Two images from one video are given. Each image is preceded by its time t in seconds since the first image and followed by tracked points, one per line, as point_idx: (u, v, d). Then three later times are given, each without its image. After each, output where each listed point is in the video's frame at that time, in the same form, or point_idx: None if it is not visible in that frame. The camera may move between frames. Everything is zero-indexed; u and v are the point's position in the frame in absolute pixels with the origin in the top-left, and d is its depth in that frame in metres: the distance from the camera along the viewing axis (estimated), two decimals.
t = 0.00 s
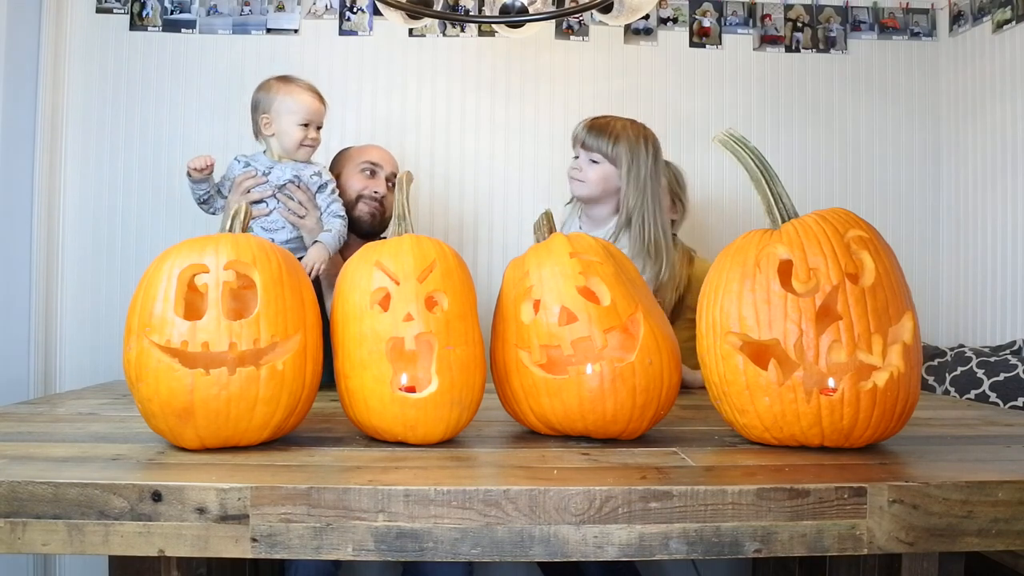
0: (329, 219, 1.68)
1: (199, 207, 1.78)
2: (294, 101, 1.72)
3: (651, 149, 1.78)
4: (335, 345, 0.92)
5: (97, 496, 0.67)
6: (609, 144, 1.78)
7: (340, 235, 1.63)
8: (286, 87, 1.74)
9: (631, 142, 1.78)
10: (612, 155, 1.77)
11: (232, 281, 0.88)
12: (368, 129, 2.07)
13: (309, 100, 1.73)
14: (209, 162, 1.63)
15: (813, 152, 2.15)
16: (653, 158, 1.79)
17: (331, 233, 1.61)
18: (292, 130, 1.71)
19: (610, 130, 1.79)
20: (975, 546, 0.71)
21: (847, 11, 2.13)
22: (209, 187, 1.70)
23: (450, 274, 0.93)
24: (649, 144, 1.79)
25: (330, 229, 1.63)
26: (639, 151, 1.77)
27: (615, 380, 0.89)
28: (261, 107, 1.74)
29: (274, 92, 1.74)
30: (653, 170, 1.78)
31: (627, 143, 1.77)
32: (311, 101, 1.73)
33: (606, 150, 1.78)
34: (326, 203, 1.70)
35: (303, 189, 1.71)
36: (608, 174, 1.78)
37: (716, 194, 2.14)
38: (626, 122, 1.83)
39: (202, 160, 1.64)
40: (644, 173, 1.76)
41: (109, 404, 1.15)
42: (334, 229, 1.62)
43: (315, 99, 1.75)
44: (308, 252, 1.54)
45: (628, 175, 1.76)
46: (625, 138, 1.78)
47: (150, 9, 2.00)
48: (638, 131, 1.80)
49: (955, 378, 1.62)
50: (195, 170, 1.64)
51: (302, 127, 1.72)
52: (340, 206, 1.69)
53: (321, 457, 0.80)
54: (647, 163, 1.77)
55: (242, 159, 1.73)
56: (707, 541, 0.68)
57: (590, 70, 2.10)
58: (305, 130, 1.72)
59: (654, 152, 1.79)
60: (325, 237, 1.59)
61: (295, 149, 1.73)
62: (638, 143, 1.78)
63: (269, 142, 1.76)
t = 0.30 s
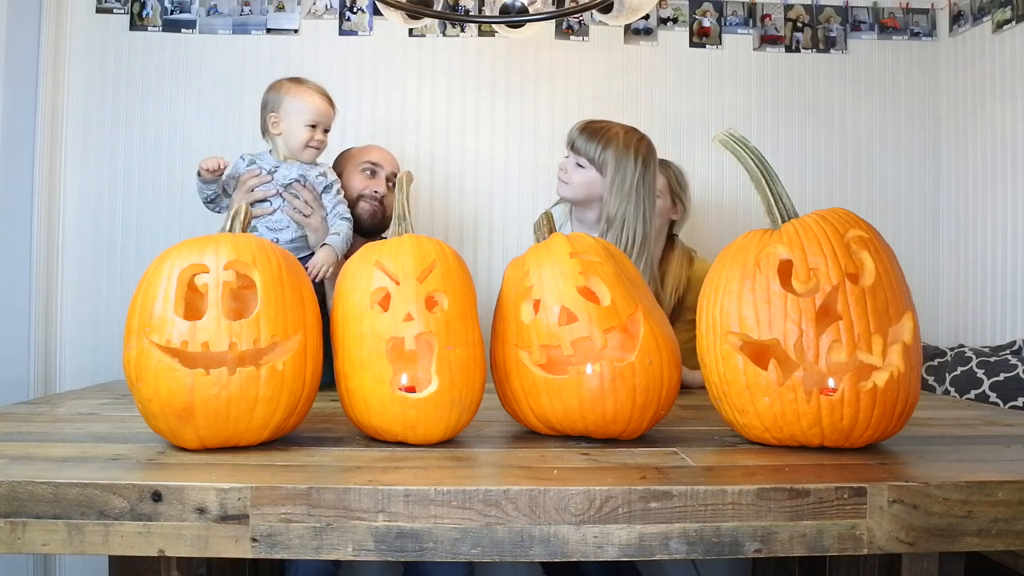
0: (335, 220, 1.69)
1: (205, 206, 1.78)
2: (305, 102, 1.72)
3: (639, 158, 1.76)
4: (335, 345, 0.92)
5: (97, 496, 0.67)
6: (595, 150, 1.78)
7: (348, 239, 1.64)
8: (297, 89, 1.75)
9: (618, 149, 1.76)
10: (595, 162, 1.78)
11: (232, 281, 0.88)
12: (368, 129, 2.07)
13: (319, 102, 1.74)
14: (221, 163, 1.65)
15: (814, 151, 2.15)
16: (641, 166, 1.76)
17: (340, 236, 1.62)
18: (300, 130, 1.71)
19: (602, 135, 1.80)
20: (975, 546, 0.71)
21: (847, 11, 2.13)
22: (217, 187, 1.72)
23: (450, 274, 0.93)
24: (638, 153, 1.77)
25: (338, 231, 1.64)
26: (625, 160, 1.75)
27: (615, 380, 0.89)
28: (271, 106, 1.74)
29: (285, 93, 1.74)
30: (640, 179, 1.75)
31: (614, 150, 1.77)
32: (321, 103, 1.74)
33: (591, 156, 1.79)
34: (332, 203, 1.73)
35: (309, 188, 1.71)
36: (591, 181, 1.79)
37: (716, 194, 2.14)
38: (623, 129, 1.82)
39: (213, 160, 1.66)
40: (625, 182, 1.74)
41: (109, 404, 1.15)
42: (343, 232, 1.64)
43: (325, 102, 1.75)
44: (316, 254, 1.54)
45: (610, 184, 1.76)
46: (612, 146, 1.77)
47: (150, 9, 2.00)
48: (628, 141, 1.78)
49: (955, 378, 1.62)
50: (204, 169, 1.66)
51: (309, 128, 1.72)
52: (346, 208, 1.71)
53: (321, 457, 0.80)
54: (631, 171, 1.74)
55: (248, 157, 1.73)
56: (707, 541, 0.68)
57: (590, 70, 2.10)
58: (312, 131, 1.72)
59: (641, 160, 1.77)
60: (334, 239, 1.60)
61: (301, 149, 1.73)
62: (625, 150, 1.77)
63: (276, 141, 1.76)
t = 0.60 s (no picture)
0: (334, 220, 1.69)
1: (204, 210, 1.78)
2: (304, 102, 1.72)
3: (634, 165, 1.78)
4: (335, 344, 0.92)
5: (97, 496, 0.67)
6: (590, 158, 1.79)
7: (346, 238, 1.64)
8: (298, 87, 1.75)
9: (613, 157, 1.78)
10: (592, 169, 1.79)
11: (232, 281, 0.88)
12: (368, 129, 2.07)
13: (319, 103, 1.74)
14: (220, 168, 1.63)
15: (813, 152, 2.15)
16: (637, 173, 1.78)
17: (338, 237, 1.61)
18: (298, 128, 1.71)
19: (595, 141, 1.81)
20: (975, 546, 0.71)
21: (847, 11, 2.13)
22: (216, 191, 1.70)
23: (450, 274, 0.93)
24: (632, 159, 1.79)
25: (336, 232, 1.63)
26: (620, 167, 1.77)
27: (615, 380, 0.89)
28: (270, 103, 1.74)
29: (285, 91, 1.74)
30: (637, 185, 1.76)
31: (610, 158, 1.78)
32: (321, 104, 1.74)
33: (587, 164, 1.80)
34: (328, 204, 1.72)
35: (306, 189, 1.72)
36: (581, 186, 1.81)
37: (716, 193, 2.14)
38: (614, 135, 1.84)
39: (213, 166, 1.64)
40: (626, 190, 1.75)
41: (109, 404, 1.15)
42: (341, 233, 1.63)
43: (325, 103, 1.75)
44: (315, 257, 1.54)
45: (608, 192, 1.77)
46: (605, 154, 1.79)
47: (150, 9, 2.00)
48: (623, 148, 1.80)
49: (955, 378, 1.62)
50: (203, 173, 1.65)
51: (308, 127, 1.72)
52: (344, 209, 1.70)
53: (321, 457, 0.80)
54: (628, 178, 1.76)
55: (242, 161, 1.73)
56: (707, 541, 0.68)
57: (590, 70, 2.10)
58: (310, 130, 1.72)
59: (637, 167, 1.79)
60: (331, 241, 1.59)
61: (298, 148, 1.73)
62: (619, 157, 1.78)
63: (272, 138, 1.76)
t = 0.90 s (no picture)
0: (332, 220, 1.65)
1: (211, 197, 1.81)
2: (300, 93, 1.72)
3: (595, 161, 1.79)
4: (335, 344, 0.92)
5: (97, 496, 0.67)
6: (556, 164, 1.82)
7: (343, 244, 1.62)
8: (295, 79, 1.75)
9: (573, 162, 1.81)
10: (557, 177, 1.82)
11: (232, 281, 0.88)
12: (368, 129, 2.07)
13: (315, 93, 1.74)
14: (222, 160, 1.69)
15: (813, 152, 2.15)
16: (600, 169, 1.79)
17: (332, 248, 1.59)
18: (294, 119, 1.71)
19: (557, 151, 1.85)
20: (975, 546, 0.71)
21: (847, 11, 2.13)
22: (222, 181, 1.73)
23: (450, 274, 0.93)
24: (594, 158, 1.80)
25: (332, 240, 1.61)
26: (583, 167, 1.79)
27: (615, 380, 0.89)
28: (268, 96, 1.76)
29: (282, 82, 1.75)
30: (601, 181, 1.77)
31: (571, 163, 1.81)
32: (317, 94, 1.74)
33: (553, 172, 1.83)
34: (327, 201, 1.68)
35: (304, 185, 1.70)
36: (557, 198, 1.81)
37: (716, 194, 2.14)
38: (574, 140, 1.86)
39: (217, 161, 1.69)
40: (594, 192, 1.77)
41: (109, 404, 1.15)
42: (336, 243, 1.60)
43: (321, 93, 1.75)
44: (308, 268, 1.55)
45: (574, 194, 1.79)
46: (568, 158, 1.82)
47: (150, 9, 2.00)
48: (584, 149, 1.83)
49: (955, 378, 1.62)
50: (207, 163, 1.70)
51: (303, 118, 1.71)
52: (342, 208, 1.66)
53: (321, 457, 0.80)
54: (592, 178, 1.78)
55: (243, 151, 1.74)
56: (706, 541, 0.68)
57: (589, 69, 2.10)
58: (306, 121, 1.71)
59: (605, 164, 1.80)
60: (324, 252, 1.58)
61: (295, 140, 1.72)
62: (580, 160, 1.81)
63: (272, 131, 1.77)
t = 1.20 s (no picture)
0: (345, 212, 1.68)
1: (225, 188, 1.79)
2: (310, 83, 1.72)
3: (578, 157, 1.75)
4: (335, 344, 0.92)
5: (97, 495, 0.67)
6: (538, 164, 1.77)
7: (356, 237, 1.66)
8: (306, 70, 1.75)
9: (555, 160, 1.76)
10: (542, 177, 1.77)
11: (232, 281, 0.88)
12: (368, 130, 2.07)
13: (326, 83, 1.73)
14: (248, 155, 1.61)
15: (813, 152, 2.15)
16: (583, 164, 1.75)
17: (344, 242, 1.63)
18: (304, 109, 1.71)
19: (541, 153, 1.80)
20: (975, 546, 0.71)
21: (847, 11, 2.13)
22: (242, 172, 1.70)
23: (450, 274, 0.93)
24: (578, 155, 1.75)
25: (345, 233, 1.64)
26: (565, 165, 1.74)
27: (615, 380, 0.89)
28: (281, 86, 1.76)
29: (293, 73, 1.75)
30: (584, 176, 1.73)
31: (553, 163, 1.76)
32: (327, 84, 1.73)
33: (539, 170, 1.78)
34: (343, 192, 1.70)
35: (320, 177, 1.71)
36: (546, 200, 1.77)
37: (716, 194, 2.14)
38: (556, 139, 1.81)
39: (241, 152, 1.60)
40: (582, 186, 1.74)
41: (109, 404, 1.15)
42: (349, 237, 1.64)
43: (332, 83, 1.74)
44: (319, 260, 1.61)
45: (559, 192, 1.75)
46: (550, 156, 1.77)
47: (150, 9, 2.00)
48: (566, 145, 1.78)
49: (955, 378, 1.62)
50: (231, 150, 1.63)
51: (313, 108, 1.71)
52: (357, 202, 1.69)
53: (321, 457, 0.80)
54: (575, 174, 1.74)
55: (259, 143, 1.74)
56: (706, 541, 0.68)
57: (589, 69, 2.10)
58: (316, 111, 1.71)
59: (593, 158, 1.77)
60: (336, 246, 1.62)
61: (307, 130, 1.72)
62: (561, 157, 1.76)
63: (286, 122, 1.77)
